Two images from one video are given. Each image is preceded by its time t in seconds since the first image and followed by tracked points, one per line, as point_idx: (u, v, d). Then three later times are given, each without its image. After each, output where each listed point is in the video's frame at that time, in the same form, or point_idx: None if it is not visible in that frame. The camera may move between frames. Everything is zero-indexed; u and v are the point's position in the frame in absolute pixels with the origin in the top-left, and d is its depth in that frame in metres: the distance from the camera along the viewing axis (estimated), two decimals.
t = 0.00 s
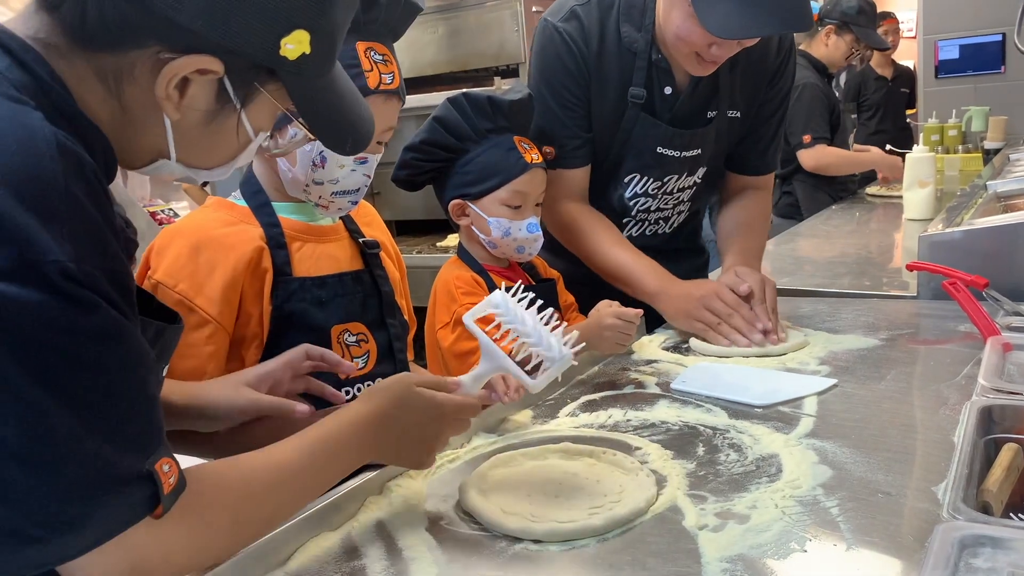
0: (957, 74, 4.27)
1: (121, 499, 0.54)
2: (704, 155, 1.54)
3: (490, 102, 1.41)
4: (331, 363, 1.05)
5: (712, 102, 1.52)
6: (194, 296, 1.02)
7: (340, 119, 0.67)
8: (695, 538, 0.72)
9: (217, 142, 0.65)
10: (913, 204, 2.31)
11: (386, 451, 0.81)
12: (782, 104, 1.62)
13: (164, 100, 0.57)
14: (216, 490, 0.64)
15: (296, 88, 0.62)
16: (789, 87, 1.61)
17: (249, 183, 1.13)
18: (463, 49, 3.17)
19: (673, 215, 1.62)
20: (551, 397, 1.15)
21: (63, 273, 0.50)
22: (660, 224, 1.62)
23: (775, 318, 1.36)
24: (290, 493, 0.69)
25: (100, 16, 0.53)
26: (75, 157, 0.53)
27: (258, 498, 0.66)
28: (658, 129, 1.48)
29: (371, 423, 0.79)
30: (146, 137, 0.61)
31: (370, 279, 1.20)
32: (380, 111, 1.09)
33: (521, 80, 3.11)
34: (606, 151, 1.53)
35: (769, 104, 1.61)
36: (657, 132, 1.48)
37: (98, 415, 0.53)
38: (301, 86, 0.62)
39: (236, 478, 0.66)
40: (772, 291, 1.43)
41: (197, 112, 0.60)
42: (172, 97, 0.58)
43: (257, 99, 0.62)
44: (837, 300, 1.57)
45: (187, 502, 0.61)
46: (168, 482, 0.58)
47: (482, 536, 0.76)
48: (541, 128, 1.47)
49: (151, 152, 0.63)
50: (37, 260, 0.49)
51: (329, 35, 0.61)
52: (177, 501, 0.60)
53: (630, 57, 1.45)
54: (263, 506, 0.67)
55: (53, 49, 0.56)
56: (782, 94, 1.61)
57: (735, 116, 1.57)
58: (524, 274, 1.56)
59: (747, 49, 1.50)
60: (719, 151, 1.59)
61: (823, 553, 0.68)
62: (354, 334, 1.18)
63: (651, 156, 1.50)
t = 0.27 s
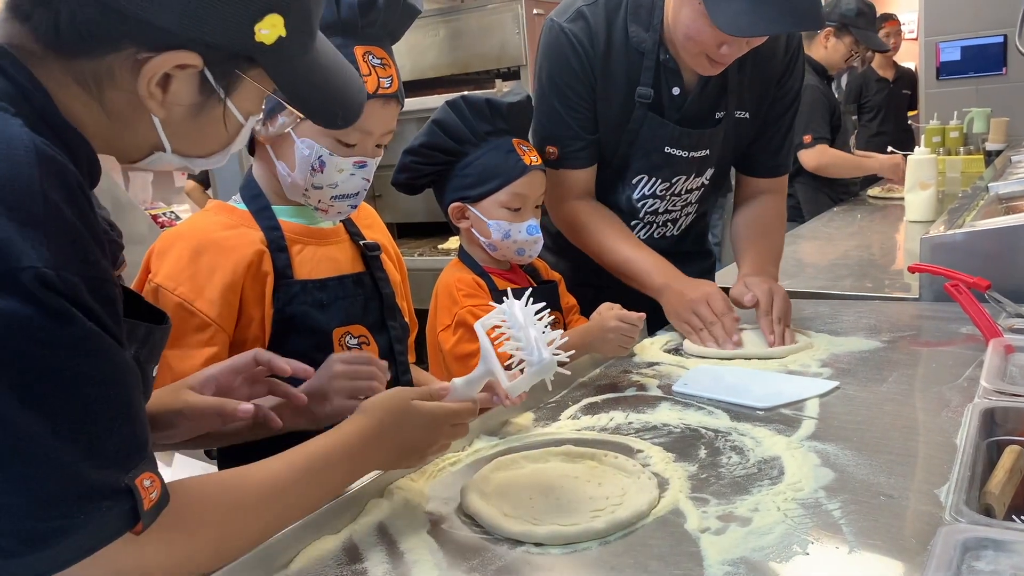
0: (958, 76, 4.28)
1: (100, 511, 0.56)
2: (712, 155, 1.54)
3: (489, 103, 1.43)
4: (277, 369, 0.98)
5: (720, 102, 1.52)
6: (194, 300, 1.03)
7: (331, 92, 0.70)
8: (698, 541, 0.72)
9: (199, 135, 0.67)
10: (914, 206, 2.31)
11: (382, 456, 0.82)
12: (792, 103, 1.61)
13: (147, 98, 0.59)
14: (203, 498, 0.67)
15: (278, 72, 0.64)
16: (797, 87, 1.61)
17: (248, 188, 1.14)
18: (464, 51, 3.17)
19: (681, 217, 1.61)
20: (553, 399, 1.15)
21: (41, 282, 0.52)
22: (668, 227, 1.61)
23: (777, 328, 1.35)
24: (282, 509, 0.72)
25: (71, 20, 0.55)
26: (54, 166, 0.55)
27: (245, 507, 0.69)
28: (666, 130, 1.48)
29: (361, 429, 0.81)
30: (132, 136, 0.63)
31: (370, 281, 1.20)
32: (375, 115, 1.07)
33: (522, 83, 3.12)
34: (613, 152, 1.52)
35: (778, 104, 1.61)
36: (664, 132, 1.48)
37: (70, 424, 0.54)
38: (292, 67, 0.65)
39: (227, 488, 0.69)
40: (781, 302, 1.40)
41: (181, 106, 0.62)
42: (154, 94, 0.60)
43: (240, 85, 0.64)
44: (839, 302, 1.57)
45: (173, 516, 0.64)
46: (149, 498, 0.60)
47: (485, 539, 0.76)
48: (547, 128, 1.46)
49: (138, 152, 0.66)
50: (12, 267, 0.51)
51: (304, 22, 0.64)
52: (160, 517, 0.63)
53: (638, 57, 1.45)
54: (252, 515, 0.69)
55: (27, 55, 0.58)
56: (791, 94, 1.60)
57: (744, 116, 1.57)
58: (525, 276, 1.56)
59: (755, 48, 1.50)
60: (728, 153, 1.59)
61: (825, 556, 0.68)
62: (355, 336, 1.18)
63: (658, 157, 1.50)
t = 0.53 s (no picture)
0: (958, 78, 4.29)
1: (64, 511, 0.53)
2: (714, 158, 1.54)
3: (491, 107, 1.43)
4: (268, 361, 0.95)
5: (722, 105, 1.52)
6: (210, 295, 1.01)
7: (280, 67, 0.64)
8: (699, 545, 0.72)
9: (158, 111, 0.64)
10: (915, 209, 2.31)
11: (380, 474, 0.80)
12: (792, 105, 1.62)
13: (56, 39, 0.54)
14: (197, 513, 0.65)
15: (214, 40, 0.60)
16: (798, 90, 1.61)
17: (249, 193, 1.14)
18: (465, 55, 3.18)
19: (683, 220, 1.61)
20: (554, 403, 1.15)
21: (2, 272, 0.50)
22: (671, 230, 1.61)
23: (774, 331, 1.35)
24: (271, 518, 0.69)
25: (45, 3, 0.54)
26: (17, 156, 0.53)
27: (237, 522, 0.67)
28: (669, 132, 1.48)
29: (365, 447, 0.79)
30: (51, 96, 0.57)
31: (371, 285, 1.20)
32: (371, 121, 1.07)
33: (523, 86, 3.12)
34: (615, 155, 1.53)
35: (779, 107, 1.61)
36: (667, 135, 1.48)
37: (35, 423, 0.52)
38: (238, 34, 0.60)
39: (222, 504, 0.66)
40: (777, 305, 1.41)
41: (101, 57, 0.57)
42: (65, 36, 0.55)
43: (165, 40, 0.59)
44: (840, 305, 1.57)
45: (151, 522, 0.61)
46: (119, 499, 0.57)
47: (486, 544, 0.76)
48: (550, 131, 1.46)
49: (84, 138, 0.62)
50: None
51: None
52: (135, 522, 0.60)
53: (640, 60, 1.45)
54: (241, 529, 0.67)
55: None
56: (791, 95, 1.61)
57: (745, 118, 1.57)
58: (527, 280, 1.56)
59: (757, 51, 1.50)
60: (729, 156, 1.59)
61: (827, 559, 0.68)
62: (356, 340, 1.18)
63: (661, 160, 1.50)
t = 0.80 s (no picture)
0: (959, 81, 4.29)
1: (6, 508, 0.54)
2: (714, 160, 1.54)
3: (493, 109, 1.44)
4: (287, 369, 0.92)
5: (721, 107, 1.52)
6: (210, 299, 1.01)
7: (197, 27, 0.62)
8: (700, 548, 0.72)
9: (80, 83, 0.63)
10: (917, 212, 2.30)
11: (362, 491, 0.78)
12: (795, 106, 1.61)
13: None
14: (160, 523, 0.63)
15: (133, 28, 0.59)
16: (799, 92, 1.61)
17: (249, 195, 1.14)
18: (466, 58, 3.19)
19: (684, 222, 1.61)
20: (555, 406, 1.15)
21: None
22: (671, 232, 1.62)
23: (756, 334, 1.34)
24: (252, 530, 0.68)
25: None
26: None
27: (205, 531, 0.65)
28: (669, 134, 1.48)
29: (350, 464, 0.78)
30: None
31: (371, 289, 1.20)
32: (374, 123, 1.08)
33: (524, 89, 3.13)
34: (615, 157, 1.53)
35: (780, 107, 1.61)
36: (667, 137, 1.48)
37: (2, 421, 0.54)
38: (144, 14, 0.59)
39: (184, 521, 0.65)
40: (766, 296, 1.44)
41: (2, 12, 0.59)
42: None
43: None
44: (842, 308, 1.57)
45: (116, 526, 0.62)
46: (66, 497, 0.57)
47: (487, 547, 0.76)
48: (550, 134, 1.46)
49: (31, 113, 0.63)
50: None
51: None
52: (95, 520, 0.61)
53: (639, 62, 1.45)
54: (208, 537, 0.66)
55: None
56: (794, 96, 1.60)
57: (746, 120, 1.57)
58: (528, 283, 1.56)
59: (757, 53, 1.50)
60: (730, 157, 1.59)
61: (828, 562, 0.68)
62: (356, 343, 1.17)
63: (661, 162, 1.50)
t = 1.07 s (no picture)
0: (962, 83, 4.29)
1: None
2: (718, 161, 1.54)
3: (494, 110, 1.43)
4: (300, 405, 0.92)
5: (723, 108, 1.52)
6: (209, 302, 1.00)
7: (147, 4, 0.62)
8: (702, 549, 0.72)
9: (29, 62, 0.62)
10: (919, 213, 2.30)
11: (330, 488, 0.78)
12: (797, 107, 1.61)
13: None
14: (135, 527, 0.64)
15: (84, 3, 0.60)
16: (802, 90, 1.60)
17: (251, 196, 1.13)
18: (469, 60, 3.19)
19: (687, 224, 1.61)
20: (557, 407, 1.15)
21: None
22: (674, 234, 1.61)
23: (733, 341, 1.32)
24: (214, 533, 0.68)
25: None
26: None
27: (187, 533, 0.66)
28: (672, 135, 1.48)
29: (319, 460, 0.78)
30: None
31: (372, 291, 1.21)
32: (383, 124, 1.07)
33: (527, 91, 3.13)
34: (618, 159, 1.53)
35: (784, 108, 1.61)
36: (670, 138, 1.48)
37: None
38: None
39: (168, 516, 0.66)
40: (783, 311, 1.41)
41: None
42: None
43: None
44: (844, 309, 1.57)
45: (76, 534, 0.62)
46: (18, 503, 0.57)
47: (490, 549, 0.76)
48: (554, 135, 1.47)
49: None
50: None
51: None
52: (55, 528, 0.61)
53: (642, 64, 1.45)
54: (185, 538, 0.66)
55: None
56: (796, 96, 1.60)
57: (747, 121, 1.57)
58: (530, 285, 1.56)
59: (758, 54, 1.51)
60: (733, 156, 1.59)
61: (830, 564, 0.68)
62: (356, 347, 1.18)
63: (664, 163, 1.50)
